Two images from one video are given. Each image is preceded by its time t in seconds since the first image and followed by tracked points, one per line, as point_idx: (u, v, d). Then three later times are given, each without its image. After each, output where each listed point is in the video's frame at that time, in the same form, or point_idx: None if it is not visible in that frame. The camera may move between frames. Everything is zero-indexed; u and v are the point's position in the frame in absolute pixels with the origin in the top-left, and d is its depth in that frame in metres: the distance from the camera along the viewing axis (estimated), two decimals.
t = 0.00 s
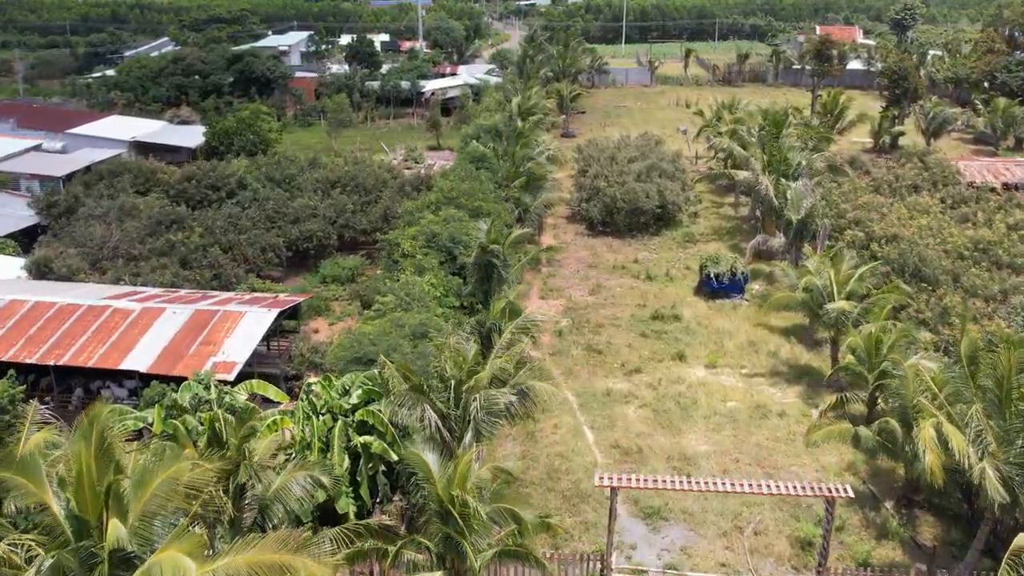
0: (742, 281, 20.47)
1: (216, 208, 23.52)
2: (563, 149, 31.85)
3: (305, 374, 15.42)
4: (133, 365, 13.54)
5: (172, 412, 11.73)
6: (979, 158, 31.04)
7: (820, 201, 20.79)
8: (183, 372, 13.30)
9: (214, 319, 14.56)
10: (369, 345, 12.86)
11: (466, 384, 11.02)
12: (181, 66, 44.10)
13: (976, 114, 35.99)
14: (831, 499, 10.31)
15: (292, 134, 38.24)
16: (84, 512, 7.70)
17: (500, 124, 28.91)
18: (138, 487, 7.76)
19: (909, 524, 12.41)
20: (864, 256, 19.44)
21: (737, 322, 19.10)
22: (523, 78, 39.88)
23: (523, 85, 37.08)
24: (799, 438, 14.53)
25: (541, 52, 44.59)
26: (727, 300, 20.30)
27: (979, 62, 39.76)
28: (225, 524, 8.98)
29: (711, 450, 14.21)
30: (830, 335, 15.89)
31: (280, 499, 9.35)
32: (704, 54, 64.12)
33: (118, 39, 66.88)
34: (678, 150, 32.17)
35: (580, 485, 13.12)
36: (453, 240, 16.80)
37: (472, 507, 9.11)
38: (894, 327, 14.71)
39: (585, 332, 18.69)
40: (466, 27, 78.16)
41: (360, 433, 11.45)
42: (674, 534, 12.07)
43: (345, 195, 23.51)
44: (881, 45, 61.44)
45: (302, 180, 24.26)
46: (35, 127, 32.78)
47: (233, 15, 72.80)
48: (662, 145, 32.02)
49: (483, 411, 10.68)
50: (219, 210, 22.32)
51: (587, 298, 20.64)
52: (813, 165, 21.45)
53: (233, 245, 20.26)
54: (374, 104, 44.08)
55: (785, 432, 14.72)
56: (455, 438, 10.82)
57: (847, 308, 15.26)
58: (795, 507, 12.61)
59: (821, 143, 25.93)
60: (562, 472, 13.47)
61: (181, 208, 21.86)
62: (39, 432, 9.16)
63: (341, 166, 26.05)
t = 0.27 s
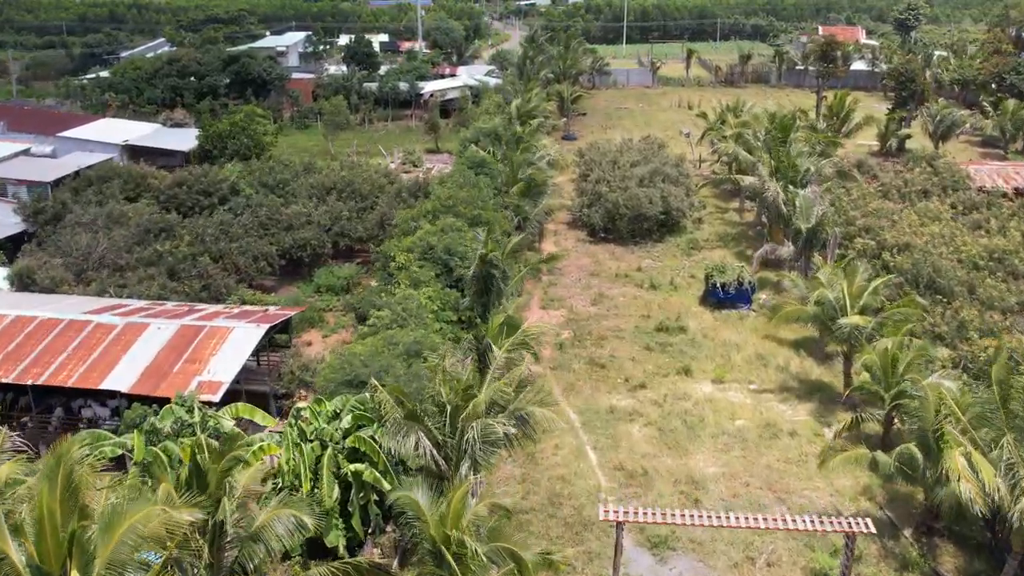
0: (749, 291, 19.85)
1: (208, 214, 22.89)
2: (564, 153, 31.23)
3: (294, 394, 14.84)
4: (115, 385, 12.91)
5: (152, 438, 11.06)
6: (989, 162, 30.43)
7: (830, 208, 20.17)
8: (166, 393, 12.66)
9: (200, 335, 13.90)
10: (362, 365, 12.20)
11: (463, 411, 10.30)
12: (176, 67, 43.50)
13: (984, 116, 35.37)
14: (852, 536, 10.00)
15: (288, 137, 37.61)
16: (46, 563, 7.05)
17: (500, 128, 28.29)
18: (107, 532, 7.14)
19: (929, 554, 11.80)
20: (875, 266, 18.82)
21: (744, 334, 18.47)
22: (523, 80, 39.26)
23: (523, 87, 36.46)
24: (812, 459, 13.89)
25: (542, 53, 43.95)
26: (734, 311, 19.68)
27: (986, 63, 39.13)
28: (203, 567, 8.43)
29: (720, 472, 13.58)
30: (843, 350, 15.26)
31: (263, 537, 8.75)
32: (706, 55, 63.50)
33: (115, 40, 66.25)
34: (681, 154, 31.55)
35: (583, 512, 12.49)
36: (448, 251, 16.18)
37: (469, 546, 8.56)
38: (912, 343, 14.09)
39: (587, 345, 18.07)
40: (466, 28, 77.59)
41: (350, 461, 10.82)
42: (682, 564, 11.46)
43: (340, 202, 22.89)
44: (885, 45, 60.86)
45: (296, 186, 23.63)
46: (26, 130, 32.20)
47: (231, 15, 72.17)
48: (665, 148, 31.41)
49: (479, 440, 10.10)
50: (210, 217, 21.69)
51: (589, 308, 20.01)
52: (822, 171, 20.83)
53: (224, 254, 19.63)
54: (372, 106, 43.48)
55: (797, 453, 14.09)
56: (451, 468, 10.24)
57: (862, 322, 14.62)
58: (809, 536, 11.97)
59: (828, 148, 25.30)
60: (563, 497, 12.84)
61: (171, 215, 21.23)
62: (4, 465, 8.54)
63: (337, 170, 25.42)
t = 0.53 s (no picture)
0: (757, 302, 19.20)
1: (199, 222, 22.25)
2: (565, 157, 30.58)
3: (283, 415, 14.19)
4: (93, 409, 12.24)
5: (129, 470, 10.38)
6: (1000, 167, 29.75)
7: (841, 216, 19.51)
8: (146, 418, 11.99)
9: (184, 353, 13.22)
10: (352, 389, 11.52)
11: (459, 442, 9.68)
12: (171, 69, 42.87)
13: (993, 119, 34.69)
14: None
15: (284, 140, 36.97)
16: None
17: (499, 132, 27.64)
18: None
19: None
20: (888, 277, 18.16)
21: (753, 348, 17.82)
22: (523, 82, 38.59)
23: (523, 89, 35.79)
24: (826, 484, 13.24)
25: (543, 53, 43.27)
26: (741, 323, 19.02)
27: (995, 64, 38.46)
28: None
29: (730, 498, 12.92)
30: (858, 367, 14.61)
31: None
32: (708, 56, 62.79)
33: (111, 40, 65.57)
34: (685, 158, 30.89)
35: (586, 543, 11.84)
36: (446, 265, 15.51)
37: None
38: (931, 362, 13.44)
39: (590, 359, 17.41)
40: (466, 28, 76.94)
41: (340, 492, 10.17)
42: None
43: (335, 209, 22.23)
44: (889, 46, 60.18)
45: (290, 192, 22.98)
46: (17, 134, 31.58)
47: (228, 15, 71.52)
48: (668, 152, 30.76)
49: (477, 474, 9.42)
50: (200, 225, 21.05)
51: (592, 320, 19.36)
52: (832, 178, 20.17)
53: (213, 265, 18.97)
54: (370, 108, 42.83)
55: (810, 477, 13.43)
56: (446, 503, 9.63)
57: (878, 339, 13.98)
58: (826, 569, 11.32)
59: (837, 152, 24.65)
60: (565, 526, 12.20)
61: (160, 223, 20.58)
62: None
63: (332, 176, 24.76)
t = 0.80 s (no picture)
0: (767, 315, 18.50)
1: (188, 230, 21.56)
2: (566, 162, 29.91)
3: (271, 439, 13.32)
4: (68, 436, 11.59)
5: (102, 505, 9.69)
6: (1011, 172, 29.06)
7: (853, 226, 18.82)
8: (124, 447, 11.34)
9: (166, 375, 12.55)
10: (343, 417, 10.77)
11: (456, 479, 9.11)
12: (166, 70, 42.20)
13: (1003, 122, 33.99)
14: None
15: (280, 144, 36.28)
16: None
17: (499, 137, 26.98)
18: None
19: None
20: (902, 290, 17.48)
21: (763, 364, 17.13)
22: (524, 84, 37.90)
23: (524, 91, 35.10)
24: (843, 513, 12.56)
25: (543, 55, 42.59)
26: (750, 337, 18.34)
27: (1004, 66, 37.76)
28: None
29: (743, 529, 12.24)
30: (876, 387, 13.92)
31: None
32: (710, 56, 62.09)
33: (106, 41, 64.87)
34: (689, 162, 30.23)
35: None
36: (446, 280, 14.78)
37: None
38: (955, 384, 12.75)
39: (593, 375, 16.72)
40: (466, 28, 76.25)
41: (327, 532, 9.23)
42: None
43: (330, 217, 21.55)
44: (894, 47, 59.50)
45: (283, 200, 22.28)
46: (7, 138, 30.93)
47: (225, 15, 70.92)
48: (672, 156, 30.07)
49: (476, 514, 8.86)
50: (189, 235, 20.36)
51: (595, 333, 18.67)
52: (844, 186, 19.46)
53: (202, 276, 18.28)
54: (367, 110, 42.16)
55: (827, 505, 12.75)
56: (441, 542, 9.10)
57: (898, 359, 13.30)
58: None
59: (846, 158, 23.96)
60: (569, 561, 11.52)
61: (148, 233, 19.90)
62: None
63: (329, 182, 24.10)
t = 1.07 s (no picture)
0: (777, 330, 17.78)
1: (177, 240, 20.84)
2: (567, 168, 29.21)
3: (256, 469, 12.59)
4: (40, 468, 10.89)
5: (69, 549, 9.03)
6: None
7: (867, 237, 18.09)
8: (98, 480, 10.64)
9: (145, 401, 11.84)
10: (330, 448, 9.89)
11: (451, 526, 8.40)
12: (159, 72, 41.50)
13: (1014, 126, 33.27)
14: None
15: (276, 148, 35.57)
16: None
17: (499, 142, 26.27)
18: None
19: None
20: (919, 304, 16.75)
21: (774, 382, 16.41)
22: (524, 87, 37.19)
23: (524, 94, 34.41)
24: (864, 547, 11.84)
25: (544, 56, 41.87)
26: (760, 352, 17.63)
27: (1014, 68, 37.02)
28: None
29: (757, 564, 11.52)
30: (896, 411, 13.20)
31: None
32: (713, 57, 61.37)
33: (102, 42, 64.17)
34: (693, 167, 29.50)
35: None
36: (443, 296, 14.01)
37: None
38: (982, 410, 12.02)
39: (597, 394, 16.00)
40: (465, 28, 75.55)
41: None
42: None
43: (324, 226, 20.81)
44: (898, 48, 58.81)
45: (276, 207, 21.55)
46: None
47: (222, 15, 70.26)
48: (676, 161, 29.35)
49: (473, 567, 8.10)
50: (177, 245, 19.64)
51: (598, 348, 17.95)
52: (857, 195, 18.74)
53: (189, 289, 17.56)
54: (365, 112, 41.47)
55: (846, 538, 12.03)
56: None
57: (921, 383, 12.57)
58: None
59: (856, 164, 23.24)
60: None
61: (134, 244, 19.19)
62: None
63: (323, 189, 23.36)
